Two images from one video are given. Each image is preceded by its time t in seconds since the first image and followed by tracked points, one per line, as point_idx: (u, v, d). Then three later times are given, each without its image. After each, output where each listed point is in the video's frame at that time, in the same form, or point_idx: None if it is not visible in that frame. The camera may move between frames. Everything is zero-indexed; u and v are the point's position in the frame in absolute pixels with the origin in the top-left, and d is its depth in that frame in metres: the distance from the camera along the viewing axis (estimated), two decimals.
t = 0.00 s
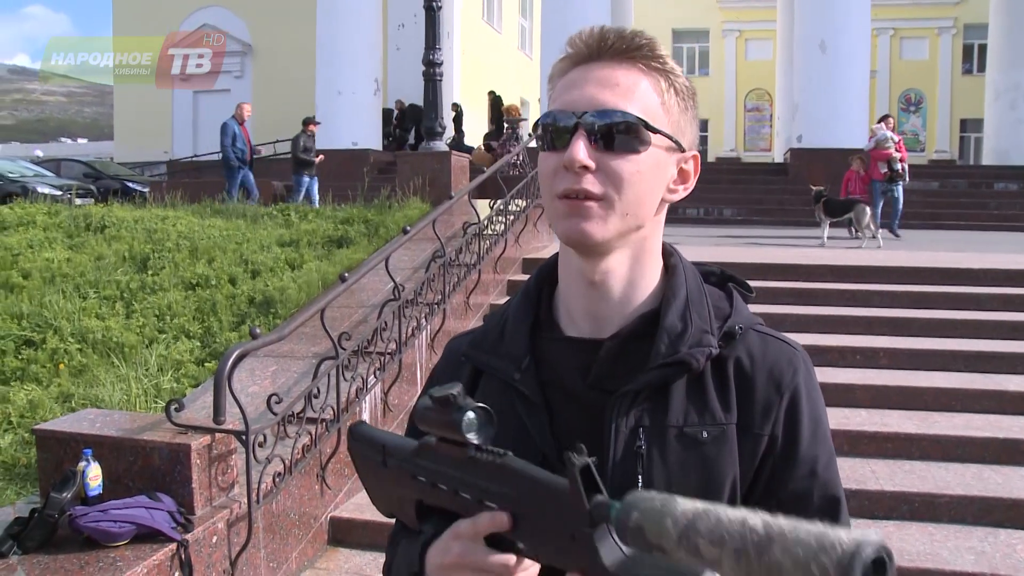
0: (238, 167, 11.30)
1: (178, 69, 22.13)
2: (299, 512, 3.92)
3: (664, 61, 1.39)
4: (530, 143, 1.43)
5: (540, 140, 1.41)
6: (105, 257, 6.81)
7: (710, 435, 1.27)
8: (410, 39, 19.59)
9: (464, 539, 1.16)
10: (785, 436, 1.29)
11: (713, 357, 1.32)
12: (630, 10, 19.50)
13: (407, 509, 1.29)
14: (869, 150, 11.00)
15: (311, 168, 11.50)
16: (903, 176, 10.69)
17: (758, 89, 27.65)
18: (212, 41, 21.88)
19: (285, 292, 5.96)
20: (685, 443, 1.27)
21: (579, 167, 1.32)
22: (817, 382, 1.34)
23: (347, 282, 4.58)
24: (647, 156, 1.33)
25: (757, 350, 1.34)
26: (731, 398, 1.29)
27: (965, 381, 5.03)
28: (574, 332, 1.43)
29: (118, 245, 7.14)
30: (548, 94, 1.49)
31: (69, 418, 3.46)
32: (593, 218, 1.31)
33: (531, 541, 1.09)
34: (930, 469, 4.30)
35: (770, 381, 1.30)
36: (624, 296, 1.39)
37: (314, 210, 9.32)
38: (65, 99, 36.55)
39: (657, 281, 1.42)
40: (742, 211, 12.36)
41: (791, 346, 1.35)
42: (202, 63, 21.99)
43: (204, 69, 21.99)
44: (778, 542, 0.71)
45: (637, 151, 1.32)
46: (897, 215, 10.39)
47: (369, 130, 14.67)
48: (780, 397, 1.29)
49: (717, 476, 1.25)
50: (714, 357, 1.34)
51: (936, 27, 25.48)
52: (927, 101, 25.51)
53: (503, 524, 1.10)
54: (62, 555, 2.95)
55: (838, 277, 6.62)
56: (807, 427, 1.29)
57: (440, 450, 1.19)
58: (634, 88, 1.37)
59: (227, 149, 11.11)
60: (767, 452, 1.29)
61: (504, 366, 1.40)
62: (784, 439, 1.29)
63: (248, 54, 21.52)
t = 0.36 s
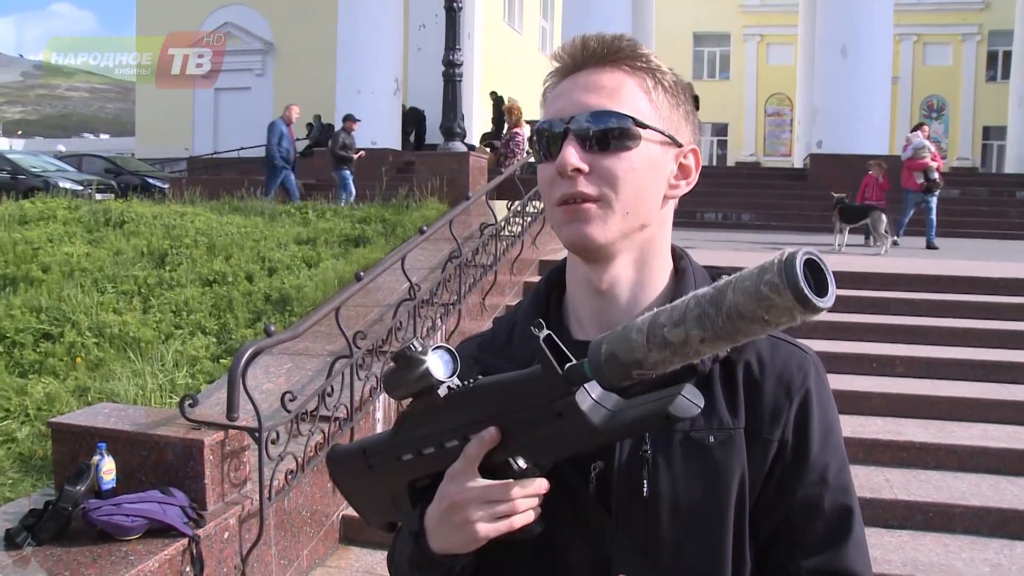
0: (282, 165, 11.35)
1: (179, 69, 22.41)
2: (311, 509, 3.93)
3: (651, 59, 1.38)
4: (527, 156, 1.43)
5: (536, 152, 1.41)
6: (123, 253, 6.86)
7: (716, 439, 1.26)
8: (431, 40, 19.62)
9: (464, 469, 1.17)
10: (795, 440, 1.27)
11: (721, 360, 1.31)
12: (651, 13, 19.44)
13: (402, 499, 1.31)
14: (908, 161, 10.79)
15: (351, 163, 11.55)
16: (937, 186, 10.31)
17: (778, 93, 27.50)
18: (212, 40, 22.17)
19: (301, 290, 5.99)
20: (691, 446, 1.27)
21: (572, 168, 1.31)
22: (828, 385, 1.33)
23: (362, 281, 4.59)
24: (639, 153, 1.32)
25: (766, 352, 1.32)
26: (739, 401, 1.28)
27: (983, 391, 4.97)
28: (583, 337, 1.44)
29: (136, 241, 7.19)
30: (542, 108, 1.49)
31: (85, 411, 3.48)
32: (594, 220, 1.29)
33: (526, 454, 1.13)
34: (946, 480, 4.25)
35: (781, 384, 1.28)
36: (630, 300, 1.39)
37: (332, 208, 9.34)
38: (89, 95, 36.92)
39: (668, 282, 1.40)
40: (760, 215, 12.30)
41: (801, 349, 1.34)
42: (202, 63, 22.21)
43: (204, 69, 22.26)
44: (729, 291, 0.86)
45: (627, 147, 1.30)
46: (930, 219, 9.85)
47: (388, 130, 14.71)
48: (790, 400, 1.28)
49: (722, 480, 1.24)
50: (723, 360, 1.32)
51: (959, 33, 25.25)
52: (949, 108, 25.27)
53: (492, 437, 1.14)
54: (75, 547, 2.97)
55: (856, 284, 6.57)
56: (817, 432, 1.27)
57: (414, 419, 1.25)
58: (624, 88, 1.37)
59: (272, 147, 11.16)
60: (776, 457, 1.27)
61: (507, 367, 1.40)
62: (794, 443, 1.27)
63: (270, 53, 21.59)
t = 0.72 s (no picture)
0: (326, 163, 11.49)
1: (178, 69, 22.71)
2: (324, 510, 3.94)
3: (651, 59, 1.36)
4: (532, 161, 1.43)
5: (540, 156, 1.41)
6: (138, 254, 6.90)
7: (721, 432, 1.25)
8: (444, 41, 19.65)
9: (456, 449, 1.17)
10: (802, 433, 1.25)
11: (725, 353, 1.30)
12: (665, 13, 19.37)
13: (400, 488, 1.31)
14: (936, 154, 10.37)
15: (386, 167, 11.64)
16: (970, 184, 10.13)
17: (793, 93, 27.36)
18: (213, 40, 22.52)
19: (315, 291, 6.01)
20: (694, 439, 1.25)
21: (579, 175, 1.30)
22: (835, 380, 1.31)
23: (375, 282, 4.57)
24: (645, 156, 1.31)
25: (771, 346, 1.30)
26: (744, 395, 1.26)
27: (1000, 392, 4.92)
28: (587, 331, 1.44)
29: (151, 242, 7.24)
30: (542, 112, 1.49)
31: (100, 412, 3.50)
32: (602, 225, 1.29)
33: (519, 446, 1.13)
34: (962, 481, 4.21)
35: (785, 377, 1.27)
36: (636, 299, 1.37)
37: (346, 210, 9.37)
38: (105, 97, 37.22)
39: (672, 280, 1.39)
40: (775, 216, 12.24)
41: (807, 343, 1.32)
42: (202, 63, 22.59)
43: (204, 69, 22.65)
44: (712, 280, 0.86)
45: (633, 152, 1.29)
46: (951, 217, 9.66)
47: (402, 131, 14.75)
48: (796, 392, 1.26)
49: (725, 474, 1.23)
50: (727, 353, 1.31)
51: (976, 32, 25.02)
52: (966, 106, 25.03)
53: (486, 426, 1.14)
54: (90, 547, 2.98)
55: (871, 284, 6.51)
56: (824, 426, 1.25)
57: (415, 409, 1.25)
58: (627, 91, 1.35)
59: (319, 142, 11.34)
60: (783, 450, 1.25)
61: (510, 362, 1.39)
62: (801, 438, 1.26)
63: (284, 54, 21.65)
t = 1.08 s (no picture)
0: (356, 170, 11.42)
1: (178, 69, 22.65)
2: (330, 512, 3.94)
3: (628, 56, 1.36)
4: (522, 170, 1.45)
5: (528, 163, 1.42)
6: (145, 257, 6.93)
7: (716, 427, 1.22)
8: (450, 43, 19.68)
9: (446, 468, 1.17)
10: (805, 429, 1.22)
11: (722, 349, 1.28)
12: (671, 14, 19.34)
13: (400, 491, 1.31)
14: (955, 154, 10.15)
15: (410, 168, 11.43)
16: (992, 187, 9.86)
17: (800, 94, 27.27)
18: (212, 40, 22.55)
19: (321, 293, 6.01)
20: (688, 435, 1.23)
21: (563, 183, 1.31)
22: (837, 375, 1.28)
23: (381, 285, 4.56)
24: (629, 157, 1.31)
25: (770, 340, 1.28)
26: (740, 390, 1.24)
27: (1008, 393, 4.89)
28: (585, 331, 1.43)
29: (157, 245, 7.26)
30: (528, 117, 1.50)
31: (107, 414, 3.51)
32: (590, 229, 1.30)
33: (505, 471, 1.11)
34: (969, 483, 4.19)
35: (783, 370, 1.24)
36: (634, 296, 1.38)
37: (352, 212, 9.39)
38: (113, 101, 37.39)
39: (667, 279, 1.39)
40: (782, 217, 12.21)
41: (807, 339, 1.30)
42: (202, 63, 22.51)
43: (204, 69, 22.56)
44: (682, 357, 0.77)
45: (614, 154, 1.29)
46: (968, 220, 9.39)
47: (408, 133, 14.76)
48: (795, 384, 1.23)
49: (723, 468, 1.21)
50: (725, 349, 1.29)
51: (984, 32, 24.90)
52: (973, 107, 24.90)
53: (472, 452, 1.13)
54: (97, 549, 2.99)
55: (877, 285, 6.49)
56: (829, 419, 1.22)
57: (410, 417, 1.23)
58: (606, 92, 1.36)
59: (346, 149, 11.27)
60: (784, 445, 1.23)
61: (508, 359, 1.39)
62: (804, 433, 1.22)
63: (291, 57, 21.72)
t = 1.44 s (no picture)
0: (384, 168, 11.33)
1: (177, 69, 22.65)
2: (331, 512, 3.94)
3: (642, 63, 1.34)
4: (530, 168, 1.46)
5: (537, 161, 1.42)
6: (147, 256, 6.94)
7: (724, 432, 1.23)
8: (453, 43, 19.70)
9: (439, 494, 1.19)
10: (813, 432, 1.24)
11: (731, 353, 1.30)
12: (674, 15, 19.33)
13: (400, 498, 1.31)
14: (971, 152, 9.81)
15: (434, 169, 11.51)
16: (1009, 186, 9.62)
17: (802, 95, 27.25)
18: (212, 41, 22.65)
19: (323, 292, 6.02)
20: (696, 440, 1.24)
21: (567, 192, 1.33)
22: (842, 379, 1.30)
23: (382, 285, 4.57)
24: (635, 168, 1.31)
25: (779, 346, 1.30)
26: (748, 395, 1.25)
27: (1009, 395, 4.89)
28: (591, 331, 1.42)
29: (160, 244, 7.26)
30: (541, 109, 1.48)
31: (108, 413, 3.52)
32: (594, 239, 1.31)
33: (499, 490, 1.13)
34: (971, 484, 4.19)
35: (792, 375, 1.26)
36: (640, 297, 1.38)
37: (354, 212, 9.39)
38: (115, 99, 37.36)
39: (674, 282, 1.40)
40: (784, 218, 12.19)
41: (813, 343, 1.31)
42: (202, 63, 22.63)
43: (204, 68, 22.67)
44: (676, 407, 0.85)
45: (623, 166, 1.30)
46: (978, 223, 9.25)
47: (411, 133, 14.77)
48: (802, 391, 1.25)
49: (728, 473, 1.25)
50: (734, 354, 1.31)
51: (986, 33, 24.86)
52: (976, 108, 24.88)
53: (466, 472, 1.15)
54: (97, 547, 2.99)
55: (879, 286, 6.48)
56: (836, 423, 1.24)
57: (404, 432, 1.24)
58: (616, 99, 1.35)
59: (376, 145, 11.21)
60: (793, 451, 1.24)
61: (515, 361, 1.40)
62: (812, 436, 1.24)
63: (293, 57, 21.73)
